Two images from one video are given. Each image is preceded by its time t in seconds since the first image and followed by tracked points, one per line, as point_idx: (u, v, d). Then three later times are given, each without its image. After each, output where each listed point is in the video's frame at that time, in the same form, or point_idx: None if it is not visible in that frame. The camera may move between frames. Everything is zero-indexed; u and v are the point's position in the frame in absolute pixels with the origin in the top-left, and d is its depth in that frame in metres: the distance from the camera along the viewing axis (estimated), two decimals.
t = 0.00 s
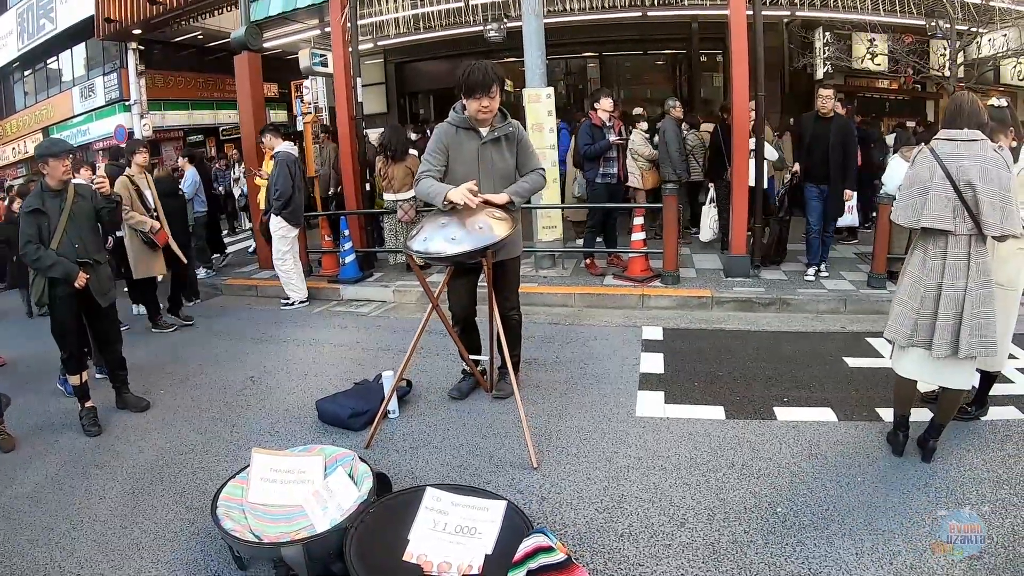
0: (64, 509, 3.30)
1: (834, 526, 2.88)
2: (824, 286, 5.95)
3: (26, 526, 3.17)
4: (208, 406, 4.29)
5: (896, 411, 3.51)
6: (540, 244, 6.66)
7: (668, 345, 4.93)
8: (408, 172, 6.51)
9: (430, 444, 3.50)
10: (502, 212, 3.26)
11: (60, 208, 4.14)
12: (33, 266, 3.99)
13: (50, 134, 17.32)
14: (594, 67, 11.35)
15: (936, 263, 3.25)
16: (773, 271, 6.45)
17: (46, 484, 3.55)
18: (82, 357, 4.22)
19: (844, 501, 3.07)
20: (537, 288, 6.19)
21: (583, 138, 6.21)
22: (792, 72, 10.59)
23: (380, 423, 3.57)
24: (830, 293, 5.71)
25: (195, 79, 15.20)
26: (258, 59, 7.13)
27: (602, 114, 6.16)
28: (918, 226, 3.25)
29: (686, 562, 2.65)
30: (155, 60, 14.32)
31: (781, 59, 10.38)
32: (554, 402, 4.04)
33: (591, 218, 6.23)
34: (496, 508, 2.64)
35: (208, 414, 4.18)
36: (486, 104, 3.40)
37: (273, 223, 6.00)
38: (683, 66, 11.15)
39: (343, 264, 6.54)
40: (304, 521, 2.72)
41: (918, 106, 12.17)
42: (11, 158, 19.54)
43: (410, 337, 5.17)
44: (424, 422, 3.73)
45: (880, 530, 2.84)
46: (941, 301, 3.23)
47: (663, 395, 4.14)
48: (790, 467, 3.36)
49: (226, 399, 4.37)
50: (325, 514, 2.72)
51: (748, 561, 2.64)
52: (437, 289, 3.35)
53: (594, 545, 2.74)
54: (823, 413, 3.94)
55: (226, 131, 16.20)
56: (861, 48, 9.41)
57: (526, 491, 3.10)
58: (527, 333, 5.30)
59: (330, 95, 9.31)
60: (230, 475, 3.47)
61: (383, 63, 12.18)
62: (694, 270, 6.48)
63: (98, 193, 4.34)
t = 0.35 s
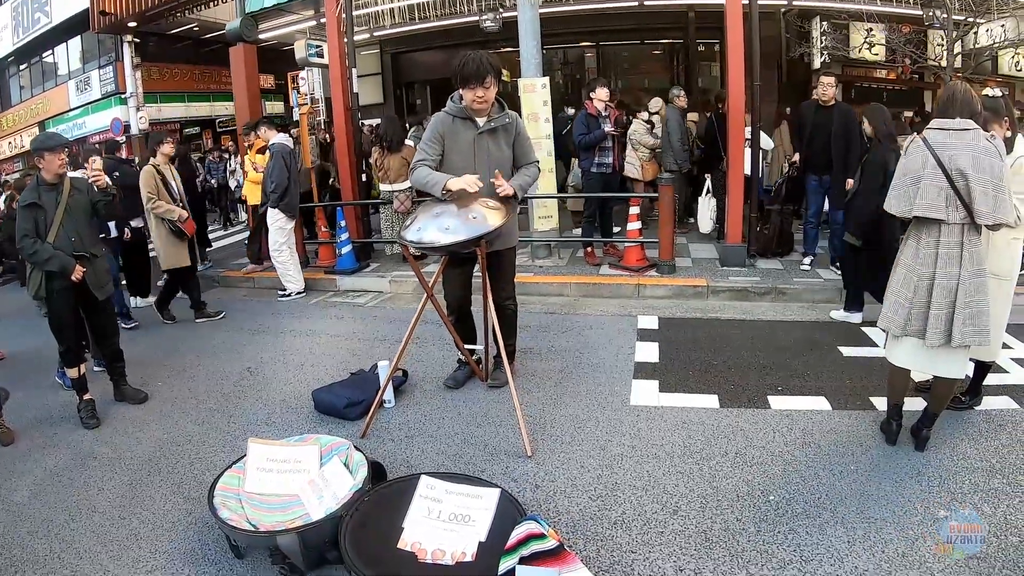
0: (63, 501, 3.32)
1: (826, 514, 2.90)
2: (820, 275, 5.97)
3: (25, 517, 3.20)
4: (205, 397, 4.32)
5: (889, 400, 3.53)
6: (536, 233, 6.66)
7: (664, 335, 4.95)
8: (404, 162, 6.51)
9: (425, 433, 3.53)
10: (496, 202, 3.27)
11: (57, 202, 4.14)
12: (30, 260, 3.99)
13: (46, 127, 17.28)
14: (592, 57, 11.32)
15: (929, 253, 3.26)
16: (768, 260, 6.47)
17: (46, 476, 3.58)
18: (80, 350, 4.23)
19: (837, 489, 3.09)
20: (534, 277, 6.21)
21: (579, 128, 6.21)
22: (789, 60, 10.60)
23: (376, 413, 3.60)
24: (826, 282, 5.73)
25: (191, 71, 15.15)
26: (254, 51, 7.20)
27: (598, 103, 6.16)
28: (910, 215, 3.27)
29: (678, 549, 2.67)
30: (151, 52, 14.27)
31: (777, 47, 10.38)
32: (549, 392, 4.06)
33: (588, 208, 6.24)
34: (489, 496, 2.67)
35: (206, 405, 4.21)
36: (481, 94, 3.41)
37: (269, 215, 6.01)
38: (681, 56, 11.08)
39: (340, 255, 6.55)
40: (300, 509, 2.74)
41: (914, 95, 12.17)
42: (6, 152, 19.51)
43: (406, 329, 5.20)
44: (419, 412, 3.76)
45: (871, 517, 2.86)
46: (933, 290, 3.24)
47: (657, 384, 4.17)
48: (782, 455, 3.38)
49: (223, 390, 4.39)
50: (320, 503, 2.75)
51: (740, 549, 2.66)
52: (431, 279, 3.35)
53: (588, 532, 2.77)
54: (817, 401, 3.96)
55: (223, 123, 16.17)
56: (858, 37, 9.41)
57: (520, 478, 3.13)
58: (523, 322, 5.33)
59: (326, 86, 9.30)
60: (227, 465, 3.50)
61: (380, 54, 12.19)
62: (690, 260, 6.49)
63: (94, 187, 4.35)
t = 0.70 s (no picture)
0: (63, 492, 3.34)
1: (821, 498, 2.92)
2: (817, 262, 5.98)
3: (27, 508, 3.22)
4: (204, 388, 4.34)
5: (885, 385, 3.54)
6: (533, 221, 6.66)
7: (661, 322, 4.96)
8: (400, 152, 6.50)
9: (423, 420, 3.55)
10: (491, 189, 3.28)
11: (53, 194, 4.14)
12: (28, 253, 4.00)
13: (42, 121, 17.23)
14: (589, 45, 11.28)
15: (923, 238, 3.27)
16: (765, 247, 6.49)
17: (46, 468, 3.59)
18: (78, 342, 4.24)
19: (832, 474, 3.11)
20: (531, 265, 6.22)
21: (575, 116, 6.20)
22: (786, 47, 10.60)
23: (373, 400, 3.62)
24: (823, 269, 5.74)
25: (187, 63, 15.09)
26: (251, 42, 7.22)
27: (595, 90, 6.13)
28: (903, 201, 3.28)
29: (675, 533, 2.70)
30: (146, 45, 14.21)
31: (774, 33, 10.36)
32: (546, 378, 4.08)
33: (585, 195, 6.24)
34: (486, 481, 2.70)
35: (206, 395, 4.22)
36: (473, 80, 3.42)
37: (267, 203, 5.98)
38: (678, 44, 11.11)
39: (338, 244, 6.55)
40: (298, 496, 2.76)
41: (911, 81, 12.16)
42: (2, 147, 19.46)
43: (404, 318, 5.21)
44: (417, 399, 3.78)
45: (866, 502, 2.88)
46: (927, 275, 3.25)
47: (654, 370, 4.19)
48: (778, 440, 3.40)
49: (222, 380, 4.41)
50: (319, 489, 2.77)
51: (735, 532, 2.69)
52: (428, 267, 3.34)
53: (585, 517, 2.80)
54: (813, 387, 3.98)
55: (220, 115, 16.12)
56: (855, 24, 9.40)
57: (517, 464, 3.15)
58: (521, 310, 5.34)
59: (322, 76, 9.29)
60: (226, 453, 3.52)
61: (376, 43, 12.09)
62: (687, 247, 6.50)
63: (90, 179, 4.35)
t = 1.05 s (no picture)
0: (69, 482, 3.37)
1: (823, 488, 2.93)
2: (820, 252, 5.97)
3: (34, 498, 3.25)
4: (209, 378, 4.36)
5: (887, 376, 3.53)
6: (537, 211, 6.66)
7: (664, 312, 4.96)
8: (404, 142, 6.51)
9: (427, 408, 3.57)
10: (493, 179, 3.28)
11: (58, 186, 4.15)
12: (32, 246, 4.02)
13: (45, 115, 17.25)
14: (593, 35, 11.22)
15: (924, 229, 3.26)
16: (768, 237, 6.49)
17: (52, 458, 3.62)
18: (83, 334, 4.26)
19: (834, 463, 3.12)
20: (534, 255, 6.23)
21: (579, 105, 6.19)
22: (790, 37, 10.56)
23: (377, 389, 3.64)
24: (826, 260, 5.73)
25: (190, 55, 15.07)
26: (251, 35, 7.20)
27: (598, 80, 6.12)
28: (905, 190, 3.26)
29: (676, 521, 2.71)
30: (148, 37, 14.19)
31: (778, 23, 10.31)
32: (549, 367, 4.09)
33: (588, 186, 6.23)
34: (489, 469, 2.70)
35: (211, 385, 4.24)
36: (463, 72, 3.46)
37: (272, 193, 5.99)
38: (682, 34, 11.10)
39: (342, 235, 6.56)
40: (302, 484, 2.78)
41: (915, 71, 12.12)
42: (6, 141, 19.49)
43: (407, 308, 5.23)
44: (420, 388, 3.79)
45: (868, 492, 2.89)
46: (930, 264, 3.24)
47: (657, 359, 4.19)
48: (781, 430, 3.41)
49: (227, 370, 4.44)
50: (323, 478, 2.79)
51: (737, 521, 2.70)
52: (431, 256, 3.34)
53: (586, 505, 2.81)
54: (815, 376, 3.98)
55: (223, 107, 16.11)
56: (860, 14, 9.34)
57: (520, 452, 3.17)
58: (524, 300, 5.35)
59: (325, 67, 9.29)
60: (231, 443, 3.55)
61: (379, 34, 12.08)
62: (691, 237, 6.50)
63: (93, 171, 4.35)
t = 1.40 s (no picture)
0: (80, 477, 3.39)
1: (831, 487, 2.92)
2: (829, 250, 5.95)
3: (46, 494, 3.28)
4: (219, 375, 4.39)
5: (896, 375, 3.52)
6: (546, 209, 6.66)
7: (672, 310, 4.95)
8: (413, 139, 6.54)
9: (436, 405, 3.58)
10: (502, 175, 3.29)
11: (68, 184, 4.18)
12: (43, 243, 4.04)
13: (55, 113, 17.35)
14: (602, 32, 11.19)
15: (934, 228, 3.25)
16: (777, 235, 6.47)
17: (63, 454, 3.65)
18: (94, 330, 4.29)
19: (842, 463, 3.11)
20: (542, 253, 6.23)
21: (588, 103, 6.19)
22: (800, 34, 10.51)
23: (386, 386, 3.66)
24: (834, 258, 5.71)
25: (199, 53, 15.14)
26: (261, 33, 7.25)
27: (608, 77, 6.12)
28: (914, 189, 3.24)
29: (684, 519, 2.71)
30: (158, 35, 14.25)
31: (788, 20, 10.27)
32: (557, 365, 4.09)
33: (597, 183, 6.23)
34: (498, 466, 2.72)
35: (220, 382, 4.27)
36: (460, 68, 3.52)
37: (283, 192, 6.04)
38: (691, 31, 11.07)
39: (351, 232, 6.59)
40: (312, 481, 2.79)
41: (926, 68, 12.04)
42: (17, 139, 19.64)
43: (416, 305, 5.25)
44: (429, 385, 3.81)
45: (876, 492, 2.88)
46: (940, 263, 3.22)
47: (665, 357, 4.19)
48: (790, 429, 3.40)
49: (236, 366, 4.47)
50: (332, 474, 2.80)
51: (744, 520, 2.70)
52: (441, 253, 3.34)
53: (594, 503, 2.81)
54: (824, 375, 3.97)
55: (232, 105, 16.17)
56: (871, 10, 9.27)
57: (528, 449, 3.17)
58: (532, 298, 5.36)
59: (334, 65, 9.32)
60: (241, 439, 3.57)
61: (388, 32, 12.09)
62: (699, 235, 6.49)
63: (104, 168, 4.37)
